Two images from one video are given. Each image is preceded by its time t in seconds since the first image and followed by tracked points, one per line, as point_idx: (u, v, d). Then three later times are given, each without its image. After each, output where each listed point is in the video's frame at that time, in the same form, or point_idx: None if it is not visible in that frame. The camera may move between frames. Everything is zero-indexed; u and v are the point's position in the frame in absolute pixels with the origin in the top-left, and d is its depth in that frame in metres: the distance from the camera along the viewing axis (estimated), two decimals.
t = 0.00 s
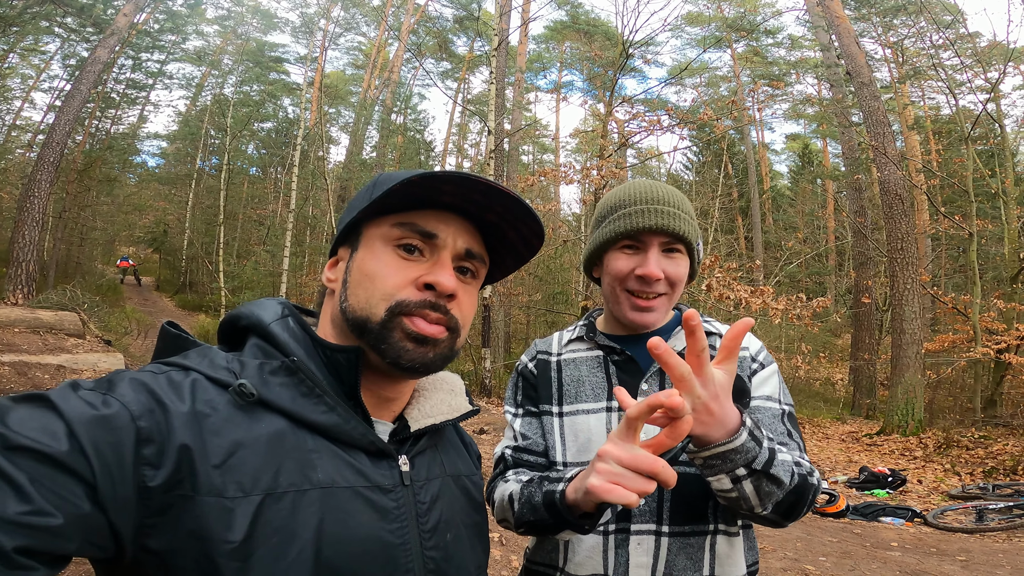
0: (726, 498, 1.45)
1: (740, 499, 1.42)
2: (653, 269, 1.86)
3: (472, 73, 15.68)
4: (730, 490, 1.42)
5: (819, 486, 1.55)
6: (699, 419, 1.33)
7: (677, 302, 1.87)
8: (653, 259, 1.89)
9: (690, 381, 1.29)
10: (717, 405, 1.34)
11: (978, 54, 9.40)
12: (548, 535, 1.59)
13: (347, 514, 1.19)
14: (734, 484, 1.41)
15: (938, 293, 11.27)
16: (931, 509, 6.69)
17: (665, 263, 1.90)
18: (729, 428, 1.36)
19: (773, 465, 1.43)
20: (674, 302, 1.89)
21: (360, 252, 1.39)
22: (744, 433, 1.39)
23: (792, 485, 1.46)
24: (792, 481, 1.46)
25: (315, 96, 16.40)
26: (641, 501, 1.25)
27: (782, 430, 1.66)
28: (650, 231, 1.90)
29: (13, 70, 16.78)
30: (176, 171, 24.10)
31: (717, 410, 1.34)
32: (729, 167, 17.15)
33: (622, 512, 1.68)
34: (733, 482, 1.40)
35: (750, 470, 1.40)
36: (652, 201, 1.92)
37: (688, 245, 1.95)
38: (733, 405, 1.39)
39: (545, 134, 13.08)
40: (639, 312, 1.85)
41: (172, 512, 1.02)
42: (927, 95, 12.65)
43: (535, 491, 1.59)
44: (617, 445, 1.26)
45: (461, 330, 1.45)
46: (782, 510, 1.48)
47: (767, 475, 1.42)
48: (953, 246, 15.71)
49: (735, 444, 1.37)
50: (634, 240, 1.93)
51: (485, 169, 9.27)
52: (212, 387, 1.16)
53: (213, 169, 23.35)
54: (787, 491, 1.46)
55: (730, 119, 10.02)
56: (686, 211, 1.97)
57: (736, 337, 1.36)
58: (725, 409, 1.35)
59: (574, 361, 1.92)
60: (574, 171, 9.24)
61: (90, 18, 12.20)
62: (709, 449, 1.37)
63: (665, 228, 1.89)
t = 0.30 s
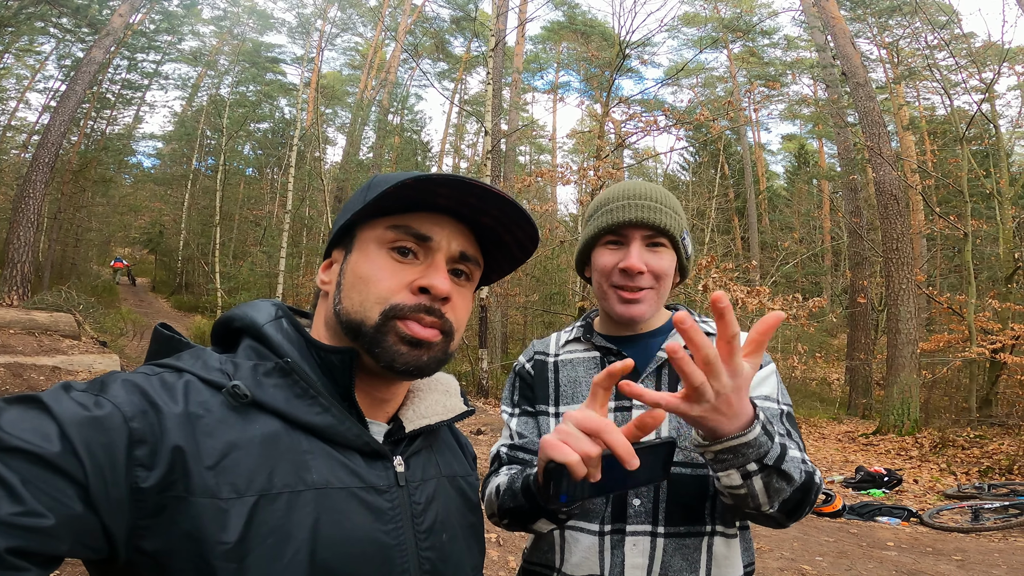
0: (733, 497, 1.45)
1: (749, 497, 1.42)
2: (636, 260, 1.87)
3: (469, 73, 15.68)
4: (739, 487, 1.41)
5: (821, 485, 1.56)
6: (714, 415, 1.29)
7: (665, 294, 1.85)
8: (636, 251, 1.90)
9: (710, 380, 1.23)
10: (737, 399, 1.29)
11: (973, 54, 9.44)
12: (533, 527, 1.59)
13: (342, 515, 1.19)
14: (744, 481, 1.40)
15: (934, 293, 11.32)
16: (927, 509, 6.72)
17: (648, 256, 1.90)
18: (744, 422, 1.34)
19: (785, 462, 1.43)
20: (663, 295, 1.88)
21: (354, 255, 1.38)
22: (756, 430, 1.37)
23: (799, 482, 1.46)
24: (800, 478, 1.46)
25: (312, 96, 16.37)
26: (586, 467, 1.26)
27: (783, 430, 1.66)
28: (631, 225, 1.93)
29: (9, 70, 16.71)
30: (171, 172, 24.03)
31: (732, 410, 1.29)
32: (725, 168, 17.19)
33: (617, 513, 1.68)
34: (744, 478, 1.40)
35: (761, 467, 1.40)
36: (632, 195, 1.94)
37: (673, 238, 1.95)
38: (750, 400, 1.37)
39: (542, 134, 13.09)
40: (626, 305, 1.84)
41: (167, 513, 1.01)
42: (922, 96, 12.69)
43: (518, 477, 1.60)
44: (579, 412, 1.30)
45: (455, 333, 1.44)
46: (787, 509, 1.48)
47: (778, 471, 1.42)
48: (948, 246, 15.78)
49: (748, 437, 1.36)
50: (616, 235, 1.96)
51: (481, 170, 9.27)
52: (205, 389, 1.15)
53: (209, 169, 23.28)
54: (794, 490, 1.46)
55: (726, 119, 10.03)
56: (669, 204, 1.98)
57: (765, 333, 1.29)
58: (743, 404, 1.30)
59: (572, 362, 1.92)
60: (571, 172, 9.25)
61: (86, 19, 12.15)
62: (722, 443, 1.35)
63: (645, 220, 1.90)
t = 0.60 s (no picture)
0: (718, 484, 1.43)
1: (733, 483, 1.41)
2: (620, 258, 1.88)
3: (466, 74, 15.67)
4: (723, 472, 1.40)
5: (811, 479, 1.56)
6: (690, 378, 1.32)
7: (650, 290, 1.85)
8: (620, 250, 1.92)
9: (686, 333, 1.30)
10: (710, 368, 1.33)
11: (968, 54, 9.47)
12: (533, 524, 1.59)
13: (337, 515, 1.18)
14: (727, 465, 1.40)
15: (929, 293, 11.35)
16: (923, 508, 6.74)
17: (632, 253, 1.92)
18: (718, 402, 1.36)
19: (765, 443, 1.43)
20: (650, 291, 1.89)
21: (349, 255, 1.38)
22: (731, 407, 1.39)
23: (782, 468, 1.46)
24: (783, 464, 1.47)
25: (308, 97, 16.34)
26: (602, 473, 1.25)
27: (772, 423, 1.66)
28: (613, 224, 1.95)
29: (4, 70, 16.64)
30: (167, 173, 23.94)
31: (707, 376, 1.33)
32: (722, 169, 17.23)
33: (612, 512, 1.67)
34: (726, 461, 1.39)
35: (742, 448, 1.40)
36: (614, 194, 1.96)
37: (657, 235, 1.96)
38: (724, 379, 1.39)
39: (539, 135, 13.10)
40: (613, 302, 1.85)
41: (162, 513, 1.01)
42: (918, 96, 12.73)
43: (521, 476, 1.59)
44: (596, 411, 1.30)
45: (450, 333, 1.44)
46: (775, 499, 1.48)
47: (759, 453, 1.42)
48: (943, 246, 15.85)
49: (723, 416, 1.37)
50: (600, 235, 1.99)
51: (478, 171, 9.27)
52: (200, 389, 1.15)
53: (204, 170, 23.22)
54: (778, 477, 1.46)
55: (722, 119, 10.03)
56: (651, 202, 2.00)
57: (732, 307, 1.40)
58: (714, 380, 1.34)
59: (566, 362, 1.91)
60: (567, 173, 9.26)
61: (81, 19, 12.10)
62: (698, 424, 1.36)
63: (626, 218, 1.92)
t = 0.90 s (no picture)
0: (709, 488, 1.44)
1: (723, 487, 1.41)
2: (557, 254, 1.96)
3: (463, 74, 15.67)
4: (712, 476, 1.41)
5: (802, 480, 1.56)
6: (677, 382, 1.33)
7: (588, 284, 1.88)
8: (562, 246, 1.97)
9: (667, 337, 1.32)
10: (694, 372, 1.35)
11: (963, 55, 9.52)
12: (532, 526, 1.58)
13: (337, 514, 1.18)
14: (715, 469, 1.40)
15: (925, 293, 11.38)
16: (919, 508, 6.77)
17: (573, 248, 1.94)
18: (706, 407, 1.37)
19: (753, 447, 1.43)
20: (591, 286, 1.89)
21: (350, 254, 1.38)
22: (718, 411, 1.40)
23: (772, 472, 1.46)
24: (773, 468, 1.47)
25: (305, 97, 16.31)
26: (623, 478, 1.25)
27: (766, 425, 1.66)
28: (563, 224, 2.03)
29: None
30: (164, 173, 23.86)
31: (693, 380, 1.35)
32: (719, 169, 17.27)
33: (607, 512, 1.68)
34: (715, 466, 1.40)
35: (730, 453, 1.40)
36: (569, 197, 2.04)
37: (597, 228, 1.91)
38: (709, 383, 1.40)
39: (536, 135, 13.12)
40: (562, 301, 1.96)
41: (161, 512, 1.01)
42: (913, 97, 12.79)
43: (519, 478, 1.59)
44: (600, 420, 1.28)
45: (451, 332, 1.44)
46: (766, 503, 1.48)
47: (748, 457, 1.42)
48: (939, 245, 15.92)
49: (712, 422, 1.37)
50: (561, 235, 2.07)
51: (476, 171, 9.26)
52: (199, 388, 1.14)
53: (201, 170, 23.18)
54: (768, 481, 1.46)
55: (719, 120, 10.05)
56: (601, 197, 1.98)
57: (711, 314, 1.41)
58: (700, 383, 1.36)
59: (561, 361, 1.91)
60: (565, 173, 9.26)
61: (77, 19, 12.08)
62: (688, 429, 1.37)
63: (567, 216, 1.98)
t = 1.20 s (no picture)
0: (699, 490, 1.44)
1: (713, 489, 1.41)
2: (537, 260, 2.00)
3: (461, 75, 15.68)
4: (700, 478, 1.41)
5: (797, 483, 1.55)
6: (662, 385, 1.33)
7: (562, 287, 1.90)
8: (541, 252, 2.01)
9: (649, 340, 1.31)
10: (679, 375, 1.36)
11: (959, 56, 9.55)
12: (527, 527, 1.59)
13: (336, 515, 1.18)
14: (704, 471, 1.40)
15: (921, 293, 11.41)
16: (917, 508, 6.79)
17: (550, 255, 1.97)
18: (694, 409, 1.38)
19: (742, 449, 1.43)
20: (567, 287, 1.90)
21: (349, 254, 1.38)
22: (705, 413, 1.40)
23: (763, 473, 1.46)
24: (764, 470, 1.46)
25: (303, 98, 16.30)
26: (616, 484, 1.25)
27: (761, 427, 1.66)
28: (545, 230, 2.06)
29: None
30: (160, 174, 23.79)
31: (679, 381, 1.35)
32: (716, 169, 17.31)
33: (601, 513, 1.68)
34: (703, 468, 1.40)
35: (718, 455, 1.40)
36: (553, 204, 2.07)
37: (566, 232, 1.93)
38: (697, 385, 1.40)
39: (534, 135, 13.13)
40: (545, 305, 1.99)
41: (161, 512, 1.00)
42: (910, 98, 12.85)
43: (514, 480, 1.58)
44: (591, 426, 1.27)
45: (451, 332, 1.44)
46: (759, 505, 1.48)
47: (736, 460, 1.42)
48: (935, 246, 15.98)
49: (699, 424, 1.38)
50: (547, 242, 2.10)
51: (474, 171, 9.26)
52: (199, 388, 1.14)
53: (198, 171, 23.14)
54: (759, 483, 1.46)
55: (716, 121, 10.05)
56: (574, 201, 1.98)
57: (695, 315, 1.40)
58: (686, 385, 1.36)
59: (558, 361, 1.91)
60: (563, 173, 9.27)
61: (74, 20, 12.05)
62: (676, 431, 1.38)
63: (543, 223, 2.01)
